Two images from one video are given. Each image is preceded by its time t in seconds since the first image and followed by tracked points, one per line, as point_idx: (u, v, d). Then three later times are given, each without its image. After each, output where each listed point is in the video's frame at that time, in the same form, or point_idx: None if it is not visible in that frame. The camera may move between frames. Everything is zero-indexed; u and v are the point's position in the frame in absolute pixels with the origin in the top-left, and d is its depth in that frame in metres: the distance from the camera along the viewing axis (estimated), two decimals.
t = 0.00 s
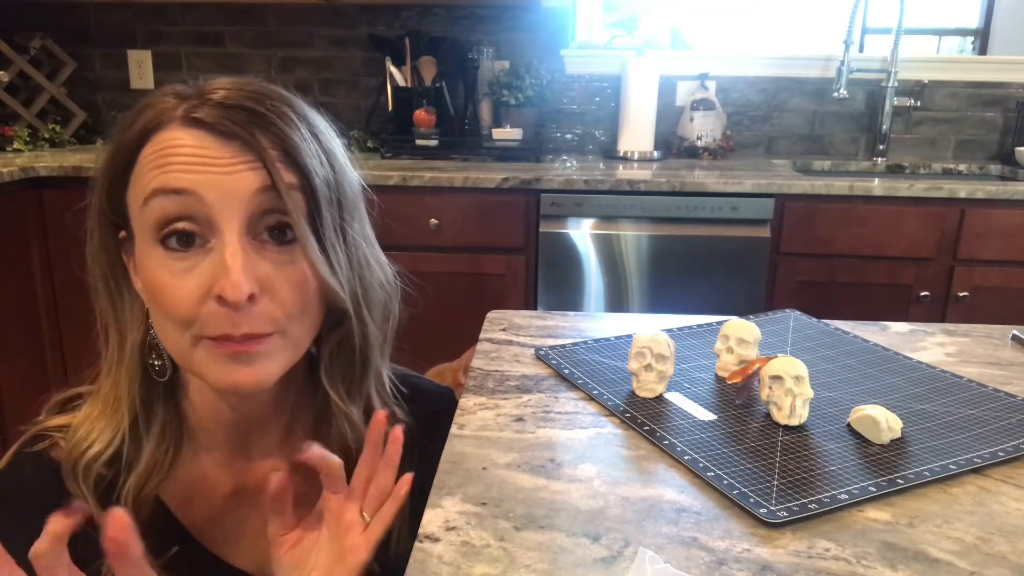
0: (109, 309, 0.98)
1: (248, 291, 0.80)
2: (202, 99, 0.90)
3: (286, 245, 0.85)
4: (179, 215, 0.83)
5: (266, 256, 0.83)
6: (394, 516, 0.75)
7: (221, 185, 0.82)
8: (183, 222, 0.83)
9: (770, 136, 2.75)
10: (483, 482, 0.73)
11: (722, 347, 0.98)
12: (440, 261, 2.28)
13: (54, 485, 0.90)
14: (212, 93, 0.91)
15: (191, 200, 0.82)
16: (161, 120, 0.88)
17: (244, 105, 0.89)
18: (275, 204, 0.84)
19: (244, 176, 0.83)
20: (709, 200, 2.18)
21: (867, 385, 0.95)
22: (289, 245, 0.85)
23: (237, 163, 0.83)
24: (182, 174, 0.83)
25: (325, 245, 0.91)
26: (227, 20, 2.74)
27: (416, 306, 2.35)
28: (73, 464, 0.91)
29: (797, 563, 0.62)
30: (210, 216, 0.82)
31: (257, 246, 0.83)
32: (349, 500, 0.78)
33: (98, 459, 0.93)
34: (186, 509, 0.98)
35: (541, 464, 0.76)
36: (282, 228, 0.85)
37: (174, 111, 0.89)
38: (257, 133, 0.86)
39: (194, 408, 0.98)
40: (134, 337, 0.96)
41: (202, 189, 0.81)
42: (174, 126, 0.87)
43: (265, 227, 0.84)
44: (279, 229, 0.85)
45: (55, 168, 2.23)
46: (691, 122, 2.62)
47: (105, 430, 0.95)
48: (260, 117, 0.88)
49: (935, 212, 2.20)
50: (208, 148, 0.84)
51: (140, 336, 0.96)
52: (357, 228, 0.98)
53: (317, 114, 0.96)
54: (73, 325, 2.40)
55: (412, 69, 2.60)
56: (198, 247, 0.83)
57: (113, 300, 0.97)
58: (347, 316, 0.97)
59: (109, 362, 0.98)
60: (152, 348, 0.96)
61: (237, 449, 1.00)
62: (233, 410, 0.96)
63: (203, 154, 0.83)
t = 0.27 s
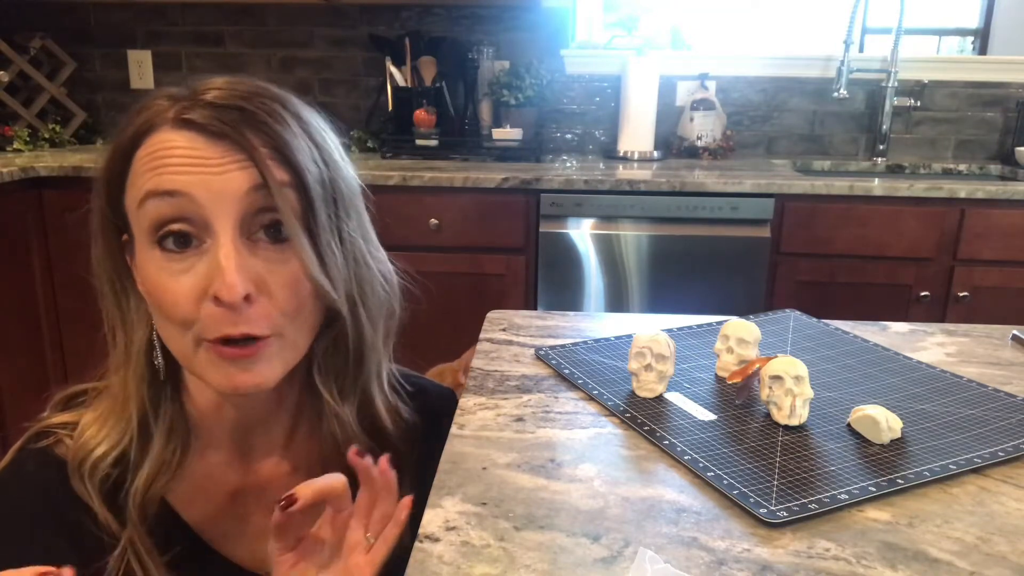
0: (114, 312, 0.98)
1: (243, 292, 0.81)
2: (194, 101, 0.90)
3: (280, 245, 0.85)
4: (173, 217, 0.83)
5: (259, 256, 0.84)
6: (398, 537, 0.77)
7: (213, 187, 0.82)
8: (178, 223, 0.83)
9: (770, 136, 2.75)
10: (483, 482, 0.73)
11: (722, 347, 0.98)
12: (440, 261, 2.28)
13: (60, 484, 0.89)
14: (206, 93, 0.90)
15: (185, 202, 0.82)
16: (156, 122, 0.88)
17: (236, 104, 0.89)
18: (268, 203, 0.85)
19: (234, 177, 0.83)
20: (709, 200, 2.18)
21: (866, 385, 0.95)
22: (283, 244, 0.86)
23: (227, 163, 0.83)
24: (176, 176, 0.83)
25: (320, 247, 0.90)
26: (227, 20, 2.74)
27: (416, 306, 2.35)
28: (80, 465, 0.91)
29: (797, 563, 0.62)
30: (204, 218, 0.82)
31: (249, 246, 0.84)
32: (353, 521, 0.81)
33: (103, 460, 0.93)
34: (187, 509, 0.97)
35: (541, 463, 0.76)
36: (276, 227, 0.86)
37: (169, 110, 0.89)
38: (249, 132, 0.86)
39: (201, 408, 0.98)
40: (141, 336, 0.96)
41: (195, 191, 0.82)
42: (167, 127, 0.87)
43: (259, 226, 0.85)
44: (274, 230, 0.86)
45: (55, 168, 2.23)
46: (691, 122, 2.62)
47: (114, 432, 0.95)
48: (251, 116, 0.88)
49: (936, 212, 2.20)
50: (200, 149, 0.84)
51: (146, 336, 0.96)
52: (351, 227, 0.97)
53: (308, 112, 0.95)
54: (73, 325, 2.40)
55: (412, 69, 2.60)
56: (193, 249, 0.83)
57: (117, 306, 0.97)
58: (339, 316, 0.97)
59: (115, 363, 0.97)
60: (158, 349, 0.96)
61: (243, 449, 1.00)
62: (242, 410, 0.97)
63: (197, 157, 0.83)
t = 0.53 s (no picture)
0: (94, 307, 0.93)
1: (302, 288, 0.80)
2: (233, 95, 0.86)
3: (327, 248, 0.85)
4: (223, 208, 0.79)
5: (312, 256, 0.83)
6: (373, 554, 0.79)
7: (278, 185, 0.80)
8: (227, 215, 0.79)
9: (770, 136, 2.75)
10: (483, 482, 0.73)
11: (722, 347, 0.98)
12: (440, 261, 2.28)
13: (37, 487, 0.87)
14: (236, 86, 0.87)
15: (249, 197, 0.79)
16: (196, 109, 0.83)
17: (285, 105, 0.87)
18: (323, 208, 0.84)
19: (294, 176, 0.81)
20: (709, 200, 2.18)
21: (866, 385, 0.95)
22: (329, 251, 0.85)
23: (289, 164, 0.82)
24: (238, 170, 0.79)
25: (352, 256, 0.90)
26: (227, 20, 2.74)
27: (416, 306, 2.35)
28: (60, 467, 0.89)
29: (797, 563, 0.62)
30: (265, 215, 0.79)
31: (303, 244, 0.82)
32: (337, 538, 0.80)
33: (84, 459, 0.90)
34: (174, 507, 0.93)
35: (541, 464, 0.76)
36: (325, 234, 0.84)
37: (205, 100, 0.84)
38: (303, 134, 0.85)
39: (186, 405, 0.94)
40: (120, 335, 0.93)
41: (260, 187, 0.79)
42: (214, 117, 0.83)
43: (314, 228, 0.83)
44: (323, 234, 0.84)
45: (55, 168, 2.23)
46: (691, 122, 2.62)
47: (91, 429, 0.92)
48: (301, 118, 0.86)
49: (936, 212, 2.20)
50: (254, 145, 0.81)
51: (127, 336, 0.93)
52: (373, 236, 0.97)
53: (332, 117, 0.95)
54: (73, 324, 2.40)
55: (412, 69, 2.60)
56: (242, 242, 0.80)
57: (103, 299, 0.92)
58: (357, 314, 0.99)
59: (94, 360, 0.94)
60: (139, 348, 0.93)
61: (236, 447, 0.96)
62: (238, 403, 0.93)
63: (258, 153, 0.81)
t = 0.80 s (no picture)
0: (71, 307, 0.84)
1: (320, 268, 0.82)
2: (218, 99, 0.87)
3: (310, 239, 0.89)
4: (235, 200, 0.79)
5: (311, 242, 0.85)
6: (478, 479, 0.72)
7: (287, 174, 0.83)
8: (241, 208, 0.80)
9: (770, 136, 2.75)
10: (483, 482, 0.73)
11: (722, 347, 0.98)
12: (440, 261, 2.28)
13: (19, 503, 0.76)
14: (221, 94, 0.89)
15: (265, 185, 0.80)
16: (195, 107, 0.84)
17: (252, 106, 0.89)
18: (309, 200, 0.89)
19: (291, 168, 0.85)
20: (709, 200, 2.18)
21: (866, 385, 0.95)
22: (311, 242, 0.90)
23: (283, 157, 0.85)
24: (252, 162, 0.81)
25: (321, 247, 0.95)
26: (227, 20, 2.74)
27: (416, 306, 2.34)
28: (44, 482, 0.79)
29: (798, 564, 0.62)
30: (278, 203, 0.81)
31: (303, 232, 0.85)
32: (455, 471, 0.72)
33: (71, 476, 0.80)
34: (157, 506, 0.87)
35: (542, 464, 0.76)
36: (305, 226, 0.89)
37: (198, 102, 0.85)
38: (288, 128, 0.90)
39: (181, 407, 0.89)
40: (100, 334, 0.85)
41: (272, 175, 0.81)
42: (217, 116, 0.84)
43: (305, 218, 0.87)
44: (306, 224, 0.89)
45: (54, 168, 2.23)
46: (691, 123, 2.62)
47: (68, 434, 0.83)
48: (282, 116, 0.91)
49: (936, 212, 2.20)
50: (251, 140, 0.83)
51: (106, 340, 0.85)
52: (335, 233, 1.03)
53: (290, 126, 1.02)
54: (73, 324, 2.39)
55: (412, 69, 2.60)
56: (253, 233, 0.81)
57: (84, 305, 0.84)
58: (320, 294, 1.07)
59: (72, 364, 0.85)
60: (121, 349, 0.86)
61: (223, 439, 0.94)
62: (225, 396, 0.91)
63: (267, 147, 0.84)
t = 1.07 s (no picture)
0: None
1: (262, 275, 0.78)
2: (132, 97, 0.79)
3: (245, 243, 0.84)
4: (171, 212, 0.72)
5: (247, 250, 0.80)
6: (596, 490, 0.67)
7: (218, 181, 0.77)
8: (176, 219, 0.73)
9: (770, 136, 2.75)
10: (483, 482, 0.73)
11: (722, 347, 0.98)
12: (440, 261, 2.28)
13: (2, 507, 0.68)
14: (135, 93, 0.80)
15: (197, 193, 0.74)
16: (110, 109, 0.75)
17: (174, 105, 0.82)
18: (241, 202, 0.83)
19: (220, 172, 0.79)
20: (709, 200, 2.18)
21: (867, 385, 0.95)
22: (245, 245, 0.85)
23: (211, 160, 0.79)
24: (181, 170, 0.74)
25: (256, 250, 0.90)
26: (227, 20, 2.74)
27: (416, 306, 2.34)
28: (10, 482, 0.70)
29: (798, 563, 0.62)
30: (211, 212, 0.75)
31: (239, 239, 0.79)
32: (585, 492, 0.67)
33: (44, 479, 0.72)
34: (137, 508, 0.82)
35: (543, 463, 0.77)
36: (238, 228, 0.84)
37: (112, 104, 0.76)
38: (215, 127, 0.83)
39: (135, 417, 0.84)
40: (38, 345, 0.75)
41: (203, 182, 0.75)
42: (137, 120, 0.76)
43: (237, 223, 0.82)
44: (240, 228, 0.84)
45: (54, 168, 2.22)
46: (690, 123, 2.62)
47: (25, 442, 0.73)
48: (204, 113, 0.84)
49: (936, 212, 2.20)
50: (178, 145, 0.76)
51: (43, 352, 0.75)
52: (268, 232, 0.97)
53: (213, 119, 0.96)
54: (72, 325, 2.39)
55: (412, 69, 2.60)
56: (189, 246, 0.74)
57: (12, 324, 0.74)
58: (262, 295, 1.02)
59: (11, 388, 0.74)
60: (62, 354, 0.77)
61: (175, 445, 0.90)
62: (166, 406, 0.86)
63: (197, 154, 0.77)
